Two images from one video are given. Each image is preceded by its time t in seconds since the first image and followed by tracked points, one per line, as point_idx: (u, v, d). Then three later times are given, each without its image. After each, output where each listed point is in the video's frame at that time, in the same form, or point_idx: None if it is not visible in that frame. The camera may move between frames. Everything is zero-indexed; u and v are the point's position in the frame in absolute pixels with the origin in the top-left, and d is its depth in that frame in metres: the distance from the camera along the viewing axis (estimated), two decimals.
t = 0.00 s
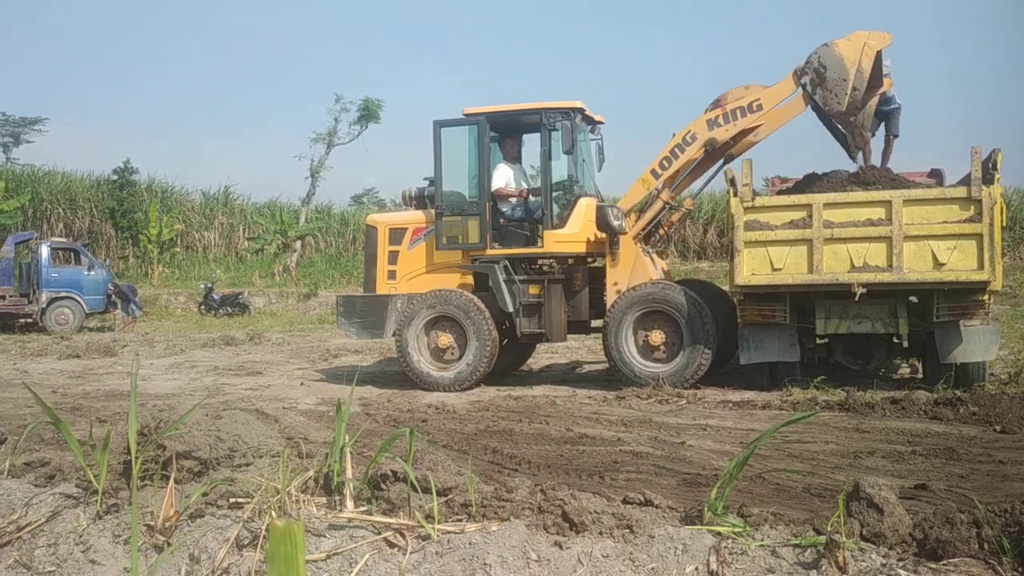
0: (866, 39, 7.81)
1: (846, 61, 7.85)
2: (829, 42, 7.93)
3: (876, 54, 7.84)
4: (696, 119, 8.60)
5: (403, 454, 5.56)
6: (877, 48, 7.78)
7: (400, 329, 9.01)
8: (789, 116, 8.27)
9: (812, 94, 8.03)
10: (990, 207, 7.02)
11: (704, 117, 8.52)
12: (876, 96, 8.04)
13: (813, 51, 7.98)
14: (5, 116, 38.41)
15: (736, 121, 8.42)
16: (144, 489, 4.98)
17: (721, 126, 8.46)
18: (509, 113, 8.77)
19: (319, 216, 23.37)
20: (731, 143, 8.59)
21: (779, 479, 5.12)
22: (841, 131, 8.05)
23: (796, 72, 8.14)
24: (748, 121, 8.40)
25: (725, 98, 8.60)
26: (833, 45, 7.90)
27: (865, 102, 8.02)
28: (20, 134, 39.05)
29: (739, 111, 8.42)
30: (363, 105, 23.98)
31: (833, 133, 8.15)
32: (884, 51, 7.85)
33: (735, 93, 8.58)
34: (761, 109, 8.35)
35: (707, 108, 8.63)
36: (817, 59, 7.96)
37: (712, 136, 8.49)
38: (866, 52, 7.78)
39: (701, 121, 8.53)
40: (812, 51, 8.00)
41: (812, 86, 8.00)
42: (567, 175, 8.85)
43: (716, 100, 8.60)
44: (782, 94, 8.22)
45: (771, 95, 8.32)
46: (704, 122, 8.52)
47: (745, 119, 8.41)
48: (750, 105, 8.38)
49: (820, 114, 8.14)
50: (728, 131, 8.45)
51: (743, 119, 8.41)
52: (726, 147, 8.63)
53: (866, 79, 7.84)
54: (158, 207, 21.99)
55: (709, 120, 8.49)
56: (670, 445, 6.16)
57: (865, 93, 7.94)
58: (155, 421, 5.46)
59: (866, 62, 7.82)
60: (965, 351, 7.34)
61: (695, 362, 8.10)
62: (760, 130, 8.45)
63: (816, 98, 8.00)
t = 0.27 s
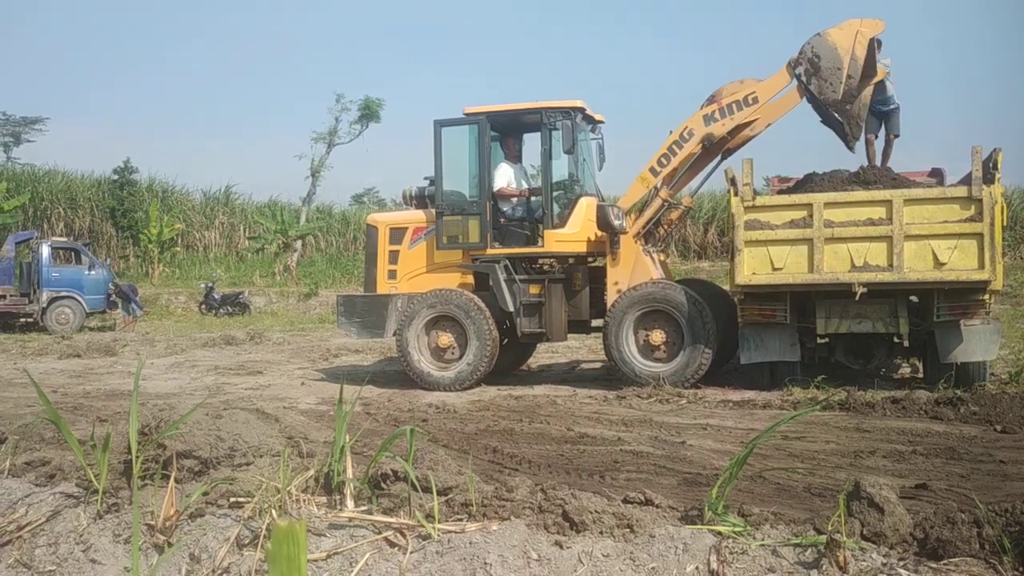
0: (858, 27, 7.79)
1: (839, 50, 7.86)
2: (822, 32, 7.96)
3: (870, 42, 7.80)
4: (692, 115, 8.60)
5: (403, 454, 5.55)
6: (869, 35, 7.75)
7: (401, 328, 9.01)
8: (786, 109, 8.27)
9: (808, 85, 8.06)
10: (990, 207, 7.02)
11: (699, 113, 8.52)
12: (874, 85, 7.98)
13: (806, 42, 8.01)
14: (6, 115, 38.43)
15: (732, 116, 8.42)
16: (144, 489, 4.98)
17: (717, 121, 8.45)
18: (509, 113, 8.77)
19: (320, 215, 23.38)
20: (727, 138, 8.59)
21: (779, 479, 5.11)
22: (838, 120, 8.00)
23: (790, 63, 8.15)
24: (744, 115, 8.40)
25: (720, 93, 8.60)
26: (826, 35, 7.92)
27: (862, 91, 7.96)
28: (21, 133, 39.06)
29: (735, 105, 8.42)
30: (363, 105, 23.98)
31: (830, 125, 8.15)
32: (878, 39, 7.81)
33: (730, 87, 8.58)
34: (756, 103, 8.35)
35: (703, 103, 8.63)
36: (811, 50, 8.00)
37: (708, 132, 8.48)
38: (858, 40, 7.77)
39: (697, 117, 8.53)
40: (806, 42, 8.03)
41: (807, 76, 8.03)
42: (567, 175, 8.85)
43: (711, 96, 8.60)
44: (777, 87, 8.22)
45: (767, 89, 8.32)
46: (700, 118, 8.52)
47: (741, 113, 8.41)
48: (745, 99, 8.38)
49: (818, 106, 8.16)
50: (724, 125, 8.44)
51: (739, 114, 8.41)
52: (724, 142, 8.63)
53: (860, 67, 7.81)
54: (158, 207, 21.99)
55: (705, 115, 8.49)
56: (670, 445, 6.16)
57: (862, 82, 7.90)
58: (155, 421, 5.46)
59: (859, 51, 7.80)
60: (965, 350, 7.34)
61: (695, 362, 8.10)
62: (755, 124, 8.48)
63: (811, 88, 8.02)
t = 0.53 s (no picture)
0: (855, 24, 7.81)
1: (836, 46, 7.87)
2: (819, 29, 7.97)
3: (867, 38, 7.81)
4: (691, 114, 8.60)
5: (404, 454, 5.55)
6: (866, 32, 7.77)
7: (401, 328, 9.01)
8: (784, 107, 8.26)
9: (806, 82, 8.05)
10: (991, 207, 7.02)
11: (698, 112, 8.52)
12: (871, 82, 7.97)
13: (803, 39, 8.03)
14: (7, 115, 38.44)
15: (731, 114, 8.42)
16: (145, 489, 4.98)
17: (716, 119, 8.45)
18: (509, 113, 8.77)
19: (320, 215, 23.38)
20: (726, 137, 8.59)
21: (780, 479, 5.11)
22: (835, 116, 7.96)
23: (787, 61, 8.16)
24: (743, 114, 8.39)
25: (718, 92, 8.60)
26: (823, 32, 7.93)
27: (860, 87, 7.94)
28: (21, 133, 39.06)
29: (733, 104, 8.42)
30: (364, 105, 23.98)
31: (828, 123, 8.13)
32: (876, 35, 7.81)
33: (728, 86, 8.59)
34: (754, 101, 8.35)
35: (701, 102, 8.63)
36: (809, 47, 8.01)
37: (707, 130, 8.48)
38: (855, 36, 7.78)
39: (696, 116, 8.53)
40: (803, 40, 8.04)
41: (805, 74, 8.03)
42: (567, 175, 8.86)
43: (709, 95, 8.60)
44: (775, 85, 8.22)
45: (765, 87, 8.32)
46: (698, 117, 8.52)
47: (740, 111, 8.41)
48: (744, 97, 8.38)
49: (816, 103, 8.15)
50: (723, 124, 8.44)
51: (737, 113, 8.40)
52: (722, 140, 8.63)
53: (858, 63, 7.81)
54: (159, 207, 21.99)
55: (704, 114, 8.49)
56: (670, 445, 6.15)
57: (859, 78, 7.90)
58: (156, 421, 5.46)
59: (857, 47, 7.80)
60: (966, 350, 7.34)
61: (695, 362, 8.10)
62: (753, 122, 8.48)
63: (809, 85, 8.02)
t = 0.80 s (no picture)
0: (857, 24, 7.80)
1: (838, 46, 7.86)
2: (821, 28, 7.96)
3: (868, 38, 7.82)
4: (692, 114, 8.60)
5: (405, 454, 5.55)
6: (868, 31, 7.77)
7: (402, 328, 9.02)
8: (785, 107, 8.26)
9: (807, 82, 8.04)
10: (992, 206, 7.02)
11: (699, 112, 8.52)
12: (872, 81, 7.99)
13: (805, 39, 8.01)
14: (7, 115, 38.45)
15: (732, 114, 8.42)
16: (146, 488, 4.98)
17: (717, 119, 8.45)
18: (510, 113, 8.77)
19: (321, 215, 23.38)
20: (727, 136, 8.59)
21: (781, 479, 5.11)
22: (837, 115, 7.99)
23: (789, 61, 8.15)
24: (744, 114, 8.40)
25: (720, 92, 8.59)
26: (825, 31, 7.92)
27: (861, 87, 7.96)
28: (22, 133, 39.08)
29: (734, 104, 8.42)
30: (365, 104, 23.97)
31: (829, 122, 8.14)
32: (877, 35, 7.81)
33: (730, 85, 8.58)
34: (756, 101, 8.35)
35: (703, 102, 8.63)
36: (810, 46, 8.00)
37: (709, 130, 8.48)
38: (857, 35, 7.78)
39: (697, 116, 8.53)
40: (804, 39, 8.03)
41: (807, 73, 8.02)
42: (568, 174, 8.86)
43: (711, 94, 8.60)
44: (776, 85, 8.22)
45: (766, 87, 8.32)
46: (700, 117, 8.52)
47: (741, 111, 8.41)
48: (745, 97, 8.38)
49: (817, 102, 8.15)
50: (724, 124, 8.44)
51: (738, 112, 8.41)
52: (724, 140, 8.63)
53: (860, 62, 7.81)
54: (160, 206, 22.00)
55: (705, 114, 8.49)
56: (671, 445, 6.15)
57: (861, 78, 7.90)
58: (157, 421, 5.47)
59: (859, 47, 7.80)
60: (967, 350, 7.34)
61: (697, 362, 8.10)
62: (755, 122, 8.48)
63: (811, 85, 8.01)
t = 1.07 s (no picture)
0: (858, 24, 7.80)
1: (839, 46, 7.86)
2: (822, 29, 7.95)
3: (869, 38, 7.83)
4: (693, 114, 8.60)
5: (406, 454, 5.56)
6: (869, 32, 7.77)
7: (402, 328, 9.02)
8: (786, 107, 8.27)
9: (808, 82, 8.04)
10: (993, 206, 7.02)
11: (700, 112, 8.52)
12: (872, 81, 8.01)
13: (806, 38, 8.00)
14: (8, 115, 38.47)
15: (733, 114, 8.43)
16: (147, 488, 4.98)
17: (718, 119, 8.45)
18: (511, 112, 8.77)
19: (322, 214, 23.38)
20: (728, 136, 8.59)
21: (782, 479, 5.11)
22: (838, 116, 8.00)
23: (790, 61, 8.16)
24: (745, 114, 8.40)
25: (720, 92, 8.60)
26: (826, 32, 7.92)
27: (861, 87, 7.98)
28: (23, 133, 39.10)
29: (735, 104, 8.43)
30: (366, 104, 23.96)
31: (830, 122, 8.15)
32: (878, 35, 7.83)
33: (730, 85, 8.58)
34: (757, 101, 8.35)
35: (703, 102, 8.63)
36: (811, 46, 7.99)
37: (710, 130, 8.48)
38: (858, 36, 7.78)
39: (698, 116, 8.53)
40: (805, 40, 8.02)
41: (808, 74, 8.01)
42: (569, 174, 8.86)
43: (712, 95, 8.60)
44: (777, 85, 8.22)
45: (767, 87, 8.32)
46: (701, 117, 8.52)
47: (742, 111, 8.42)
48: (746, 97, 8.38)
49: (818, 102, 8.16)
50: (725, 124, 8.44)
51: (739, 113, 8.41)
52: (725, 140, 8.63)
53: (861, 63, 7.82)
54: (160, 206, 22.00)
55: (706, 114, 8.49)
56: (672, 444, 6.15)
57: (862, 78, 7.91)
58: (158, 420, 5.47)
59: (860, 47, 7.81)
60: (967, 350, 7.34)
61: (697, 362, 8.10)
62: (755, 122, 8.48)
63: (812, 85, 8.01)
